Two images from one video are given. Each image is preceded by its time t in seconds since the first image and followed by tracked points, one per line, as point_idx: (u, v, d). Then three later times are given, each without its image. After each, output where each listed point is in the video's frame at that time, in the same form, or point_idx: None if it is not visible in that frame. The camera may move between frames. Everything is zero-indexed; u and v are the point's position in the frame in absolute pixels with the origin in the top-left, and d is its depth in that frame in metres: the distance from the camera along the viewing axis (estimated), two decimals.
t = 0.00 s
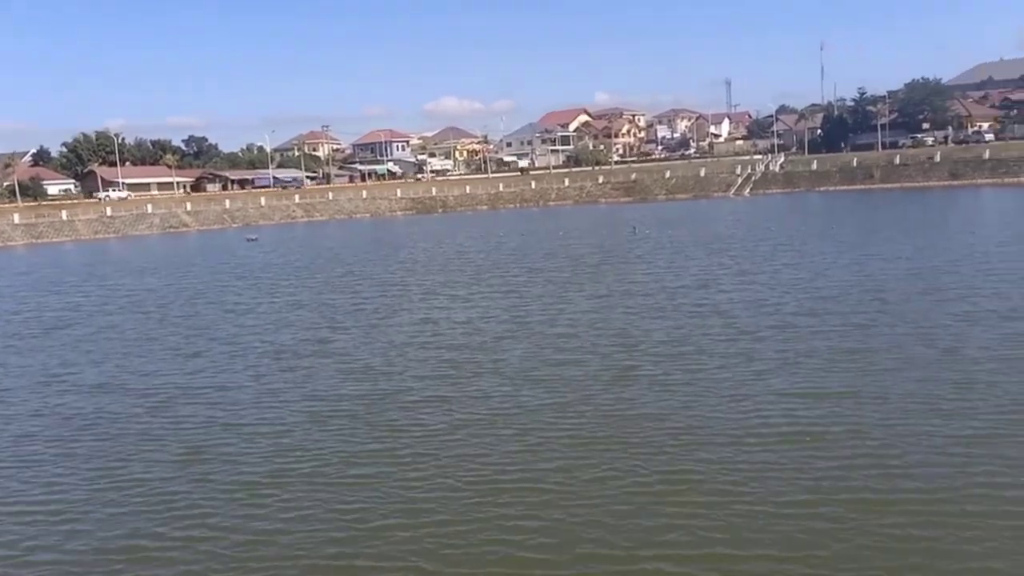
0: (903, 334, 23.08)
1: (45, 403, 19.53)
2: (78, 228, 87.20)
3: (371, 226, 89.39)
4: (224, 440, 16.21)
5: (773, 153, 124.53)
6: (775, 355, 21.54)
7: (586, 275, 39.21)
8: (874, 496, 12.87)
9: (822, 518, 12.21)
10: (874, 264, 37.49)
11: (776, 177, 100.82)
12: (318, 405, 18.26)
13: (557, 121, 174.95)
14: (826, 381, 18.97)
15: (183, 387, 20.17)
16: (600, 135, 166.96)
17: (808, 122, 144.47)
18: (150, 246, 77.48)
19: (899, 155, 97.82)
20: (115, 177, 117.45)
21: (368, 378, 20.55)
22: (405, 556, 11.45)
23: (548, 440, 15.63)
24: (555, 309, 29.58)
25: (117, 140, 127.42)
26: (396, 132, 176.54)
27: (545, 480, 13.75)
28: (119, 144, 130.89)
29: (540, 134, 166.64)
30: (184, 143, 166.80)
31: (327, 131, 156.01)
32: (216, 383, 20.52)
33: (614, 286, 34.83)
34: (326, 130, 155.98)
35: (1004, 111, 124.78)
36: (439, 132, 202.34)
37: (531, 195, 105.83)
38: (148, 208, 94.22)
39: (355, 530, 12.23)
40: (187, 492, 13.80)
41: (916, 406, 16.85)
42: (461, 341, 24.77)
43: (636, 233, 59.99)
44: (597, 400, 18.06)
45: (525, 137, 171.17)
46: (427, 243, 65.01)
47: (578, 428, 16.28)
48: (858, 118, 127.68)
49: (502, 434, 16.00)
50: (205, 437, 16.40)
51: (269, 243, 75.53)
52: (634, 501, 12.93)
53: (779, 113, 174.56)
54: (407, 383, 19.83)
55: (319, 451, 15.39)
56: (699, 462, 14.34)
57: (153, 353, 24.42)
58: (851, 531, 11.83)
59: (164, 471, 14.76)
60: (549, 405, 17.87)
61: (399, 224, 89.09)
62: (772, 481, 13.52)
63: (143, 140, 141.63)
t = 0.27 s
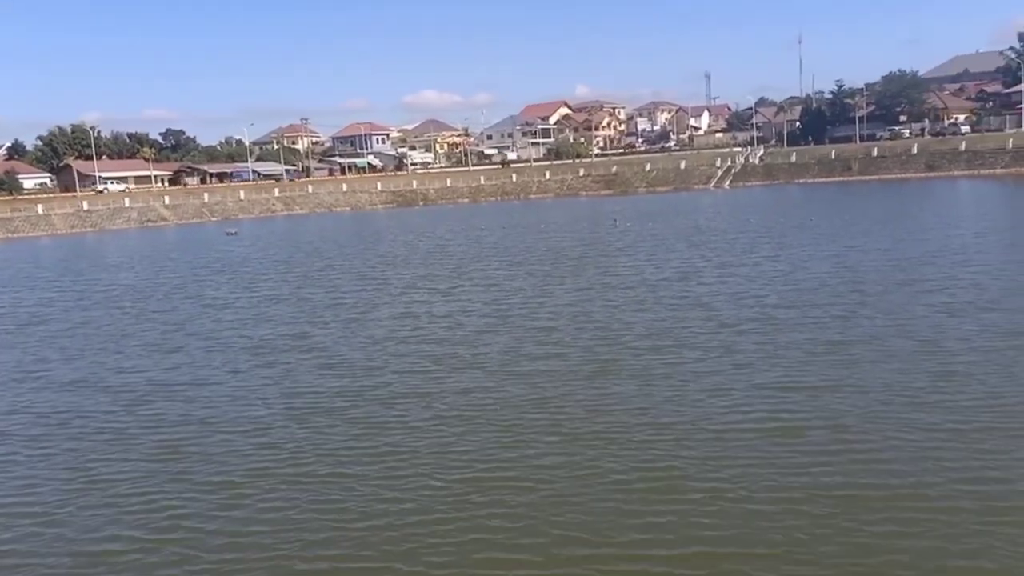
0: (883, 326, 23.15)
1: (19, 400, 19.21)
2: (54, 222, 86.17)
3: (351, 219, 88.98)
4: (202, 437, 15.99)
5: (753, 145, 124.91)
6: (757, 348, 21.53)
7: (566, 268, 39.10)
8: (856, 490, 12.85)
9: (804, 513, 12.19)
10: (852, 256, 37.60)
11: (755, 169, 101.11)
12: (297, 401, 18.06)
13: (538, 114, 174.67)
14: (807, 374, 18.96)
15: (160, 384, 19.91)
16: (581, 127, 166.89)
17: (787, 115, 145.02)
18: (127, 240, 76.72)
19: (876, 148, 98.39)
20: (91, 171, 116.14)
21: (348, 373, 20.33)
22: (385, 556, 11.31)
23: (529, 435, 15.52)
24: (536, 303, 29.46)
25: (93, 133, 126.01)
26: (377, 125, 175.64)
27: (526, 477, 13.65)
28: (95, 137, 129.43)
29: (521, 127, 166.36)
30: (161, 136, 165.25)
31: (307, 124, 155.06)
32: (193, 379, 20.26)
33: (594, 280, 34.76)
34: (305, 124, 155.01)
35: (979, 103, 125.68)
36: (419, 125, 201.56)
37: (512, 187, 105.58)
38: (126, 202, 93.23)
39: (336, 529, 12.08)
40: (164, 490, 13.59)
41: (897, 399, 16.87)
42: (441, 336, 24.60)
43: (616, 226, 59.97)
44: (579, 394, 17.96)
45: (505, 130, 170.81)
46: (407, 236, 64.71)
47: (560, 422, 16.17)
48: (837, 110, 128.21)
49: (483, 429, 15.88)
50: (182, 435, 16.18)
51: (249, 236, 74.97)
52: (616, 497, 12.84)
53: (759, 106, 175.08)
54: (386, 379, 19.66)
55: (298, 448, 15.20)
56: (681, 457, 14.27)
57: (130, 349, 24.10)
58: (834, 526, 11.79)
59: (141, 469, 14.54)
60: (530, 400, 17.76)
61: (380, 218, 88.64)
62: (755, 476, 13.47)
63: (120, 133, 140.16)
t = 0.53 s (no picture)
0: (869, 322, 23.18)
1: None
2: (37, 216, 85.42)
3: (338, 214, 88.57)
4: (185, 433, 15.83)
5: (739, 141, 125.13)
6: (743, 344, 21.50)
7: (553, 264, 38.99)
8: (843, 487, 12.84)
9: (791, 509, 12.15)
10: (838, 252, 37.67)
11: (742, 165, 101.25)
12: (282, 397, 17.91)
13: (525, 109, 174.40)
14: (793, 370, 18.94)
15: (143, 380, 19.71)
16: (568, 122, 166.73)
17: (773, 111, 145.30)
18: (111, 234, 76.12)
19: (861, 144, 98.73)
20: (75, 164, 115.15)
21: (333, 369, 20.19)
22: (369, 553, 11.20)
23: (514, 431, 15.43)
24: (523, 299, 29.35)
25: (77, 126, 124.94)
26: (363, 119, 174.99)
27: (512, 473, 13.55)
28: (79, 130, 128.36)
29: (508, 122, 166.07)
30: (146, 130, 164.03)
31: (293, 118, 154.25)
32: (177, 374, 20.07)
33: (580, 275, 34.67)
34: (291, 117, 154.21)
35: (964, 100, 126.27)
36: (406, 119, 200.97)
37: (499, 182, 105.33)
38: (110, 196, 92.49)
39: (320, 525, 11.96)
40: (146, 486, 13.43)
41: (883, 395, 16.87)
42: (427, 331, 24.47)
43: (603, 222, 59.89)
44: (565, 390, 17.89)
45: (493, 125, 170.50)
46: (394, 231, 64.46)
47: (546, 419, 16.08)
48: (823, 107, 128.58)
49: (469, 425, 15.78)
50: (165, 431, 16.01)
51: (234, 231, 74.50)
52: (601, 493, 12.77)
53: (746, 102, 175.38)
54: (372, 375, 19.53)
55: (282, 444, 15.05)
56: (667, 453, 14.21)
57: (112, 344, 23.85)
58: (821, 522, 11.77)
59: (123, 466, 14.37)
60: (515, 396, 17.67)
61: (366, 213, 88.27)
62: (741, 472, 13.43)
63: (104, 126, 139.02)
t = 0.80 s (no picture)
0: (845, 320, 23.22)
1: None
2: (10, 210, 84.36)
3: (316, 209, 88.03)
4: (155, 431, 15.59)
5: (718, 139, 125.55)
6: (720, 342, 21.46)
7: (531, 261, 38.89)
8: (817, 484, 12.80)
9: (765, 507, 12.11)
10: (815, 251, 37.77)
11: (721, 163, 101.58)
12: (254, 395, 17.68)
13: (505, 105, 174.13)
14: (769, 368, 18.93)
15: (114, 377, 19.43)
16: (548, 119, 166.63)
17: (751, 109, 145.91)
18: (86, 229, 75.23)
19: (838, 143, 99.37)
20: (49, 157, 113.81)
21: (307, 367, 19.96)
22: (338, 554, 11.05)
23: (488, 429, 15.29)
24: (500, 296, 29.22)
25: (52, 119, 123.45)
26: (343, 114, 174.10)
27: (485, 472, 13.42)
28: (53, 123, 126.84)
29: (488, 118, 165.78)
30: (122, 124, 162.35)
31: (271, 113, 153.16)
32: (149, 372, 19.78)
33: (559, 273, 34.60)
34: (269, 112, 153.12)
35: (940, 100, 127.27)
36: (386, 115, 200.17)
37: (479, 179, 105.09)
38: (85, 190, 91.45)
39: (290, 526, 11.78)
40: (113, 487, 13.20)
41: (858, 393, 16.87)
42: (404, 328, 24.26)
43: (582, 219, 59.84)
44: (540, 389, 17.78)
45: (473, 121, 170.14)
46: (373, 227, 64.15)
47: (521, 417, 15.95)
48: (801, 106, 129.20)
49: (443, 424, 15.62)
50: (134, 429, 15.76)
51: (211, 226, 73.84)
52: (574, 492, 12.66)
53: (725, 100, 175.99)
54: (346, 372, 19.33)
55: (253, 443, 14.85)
56: (641, 451, 14.13)
57: (83, 341, 23.50)
58: (794, 520, 11.73)
59: (90, 465, 14.13)
60: (491, 394, 17.54)
61: (345, 208, 87.75)
62: (717, 470, 13.38)
63: (79, 120, 137.45)
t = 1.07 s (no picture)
0: (816, 321, 23.34)
1: None
2: None
3: (289, 208, 87.35)
4: (120, 434, 15.32)
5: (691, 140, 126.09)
6: (692, 343, 21.48)
7: (505, 261, 38.77)
8: (788, 487, 12.80)
9: (735, 509, 12.10)
10: (787, 251, 37.97)
11: (694, 164, 102.01)
12: (223, 397, 17.43)
13: (479, 105, 173.83)
14: (740, 369, 18.97)
15: (80, 378, 19.10)
16: (522, 119, 166.50)
17: (724, 111, 146.63)
18: (54, 227, 74.17)
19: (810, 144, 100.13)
20: (17, 153, 112.07)
21: (278, 368, 19.73)
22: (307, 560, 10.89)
23: (460, 432, 15.17)
24: (473, 296, 29.09)
25: (19, 115, 121.54)
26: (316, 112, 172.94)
27: (457, 475, 13.30)
28: (20, 119, 124.93)
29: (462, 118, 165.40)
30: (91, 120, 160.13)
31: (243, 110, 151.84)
32: (114, 373, 19.46)
33: (532, 273, 34.53)
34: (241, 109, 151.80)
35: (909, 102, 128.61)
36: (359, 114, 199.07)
37: (453, 178, 104.79)
38: (53, 187, 90.15)
39: (257, 532, 11.60)
40: (76, 491, 12.93)
41: (829, 394, 16.94)
42: (376, 329, 24.06)
43: (556, 219, 59.79)
44: (513, 390, 17.68)
45: (447, 120, 169.69)
46: (346, 226, 63.72)
47: (493, 419, 15.85)
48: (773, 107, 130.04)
49: (415, 426, 15.48)
50: (98, 432, 15.48)
51: (182, 224, 72.98)
52: (546, 495, 12.58)
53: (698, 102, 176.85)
54: (317, 373, 19.13)
55: (220, 446, 14.63)
56: (613, 455, 14.06)
57: (48, 340, 23.09)
58: (765, 523, 11.72)
59: (53, 468, 13.85)
60: (463, 395, 17.42)
61: (317, 207, 87.11)
62: (688, 473, 13.35)
63: (47, 116, 135.47)
